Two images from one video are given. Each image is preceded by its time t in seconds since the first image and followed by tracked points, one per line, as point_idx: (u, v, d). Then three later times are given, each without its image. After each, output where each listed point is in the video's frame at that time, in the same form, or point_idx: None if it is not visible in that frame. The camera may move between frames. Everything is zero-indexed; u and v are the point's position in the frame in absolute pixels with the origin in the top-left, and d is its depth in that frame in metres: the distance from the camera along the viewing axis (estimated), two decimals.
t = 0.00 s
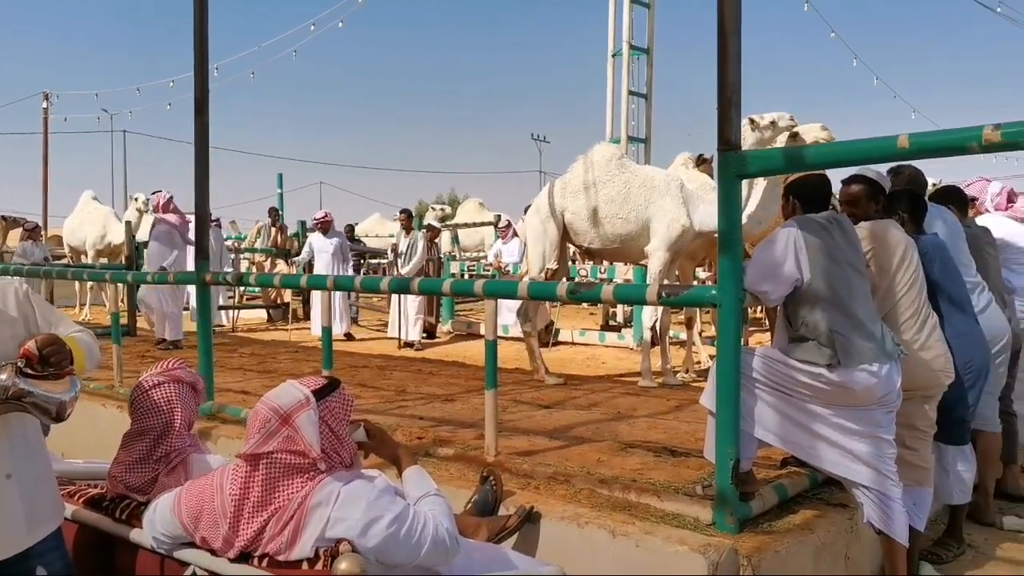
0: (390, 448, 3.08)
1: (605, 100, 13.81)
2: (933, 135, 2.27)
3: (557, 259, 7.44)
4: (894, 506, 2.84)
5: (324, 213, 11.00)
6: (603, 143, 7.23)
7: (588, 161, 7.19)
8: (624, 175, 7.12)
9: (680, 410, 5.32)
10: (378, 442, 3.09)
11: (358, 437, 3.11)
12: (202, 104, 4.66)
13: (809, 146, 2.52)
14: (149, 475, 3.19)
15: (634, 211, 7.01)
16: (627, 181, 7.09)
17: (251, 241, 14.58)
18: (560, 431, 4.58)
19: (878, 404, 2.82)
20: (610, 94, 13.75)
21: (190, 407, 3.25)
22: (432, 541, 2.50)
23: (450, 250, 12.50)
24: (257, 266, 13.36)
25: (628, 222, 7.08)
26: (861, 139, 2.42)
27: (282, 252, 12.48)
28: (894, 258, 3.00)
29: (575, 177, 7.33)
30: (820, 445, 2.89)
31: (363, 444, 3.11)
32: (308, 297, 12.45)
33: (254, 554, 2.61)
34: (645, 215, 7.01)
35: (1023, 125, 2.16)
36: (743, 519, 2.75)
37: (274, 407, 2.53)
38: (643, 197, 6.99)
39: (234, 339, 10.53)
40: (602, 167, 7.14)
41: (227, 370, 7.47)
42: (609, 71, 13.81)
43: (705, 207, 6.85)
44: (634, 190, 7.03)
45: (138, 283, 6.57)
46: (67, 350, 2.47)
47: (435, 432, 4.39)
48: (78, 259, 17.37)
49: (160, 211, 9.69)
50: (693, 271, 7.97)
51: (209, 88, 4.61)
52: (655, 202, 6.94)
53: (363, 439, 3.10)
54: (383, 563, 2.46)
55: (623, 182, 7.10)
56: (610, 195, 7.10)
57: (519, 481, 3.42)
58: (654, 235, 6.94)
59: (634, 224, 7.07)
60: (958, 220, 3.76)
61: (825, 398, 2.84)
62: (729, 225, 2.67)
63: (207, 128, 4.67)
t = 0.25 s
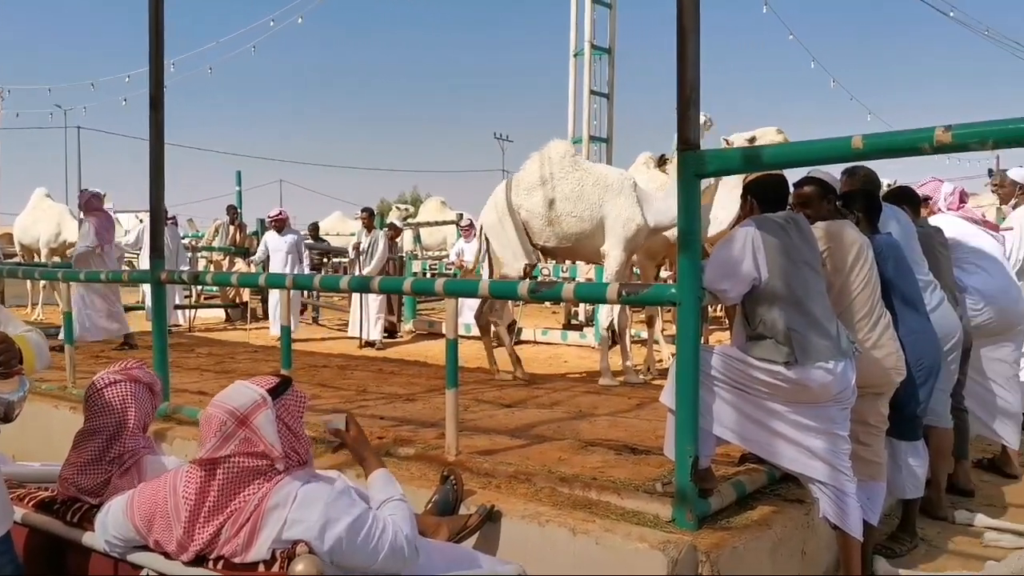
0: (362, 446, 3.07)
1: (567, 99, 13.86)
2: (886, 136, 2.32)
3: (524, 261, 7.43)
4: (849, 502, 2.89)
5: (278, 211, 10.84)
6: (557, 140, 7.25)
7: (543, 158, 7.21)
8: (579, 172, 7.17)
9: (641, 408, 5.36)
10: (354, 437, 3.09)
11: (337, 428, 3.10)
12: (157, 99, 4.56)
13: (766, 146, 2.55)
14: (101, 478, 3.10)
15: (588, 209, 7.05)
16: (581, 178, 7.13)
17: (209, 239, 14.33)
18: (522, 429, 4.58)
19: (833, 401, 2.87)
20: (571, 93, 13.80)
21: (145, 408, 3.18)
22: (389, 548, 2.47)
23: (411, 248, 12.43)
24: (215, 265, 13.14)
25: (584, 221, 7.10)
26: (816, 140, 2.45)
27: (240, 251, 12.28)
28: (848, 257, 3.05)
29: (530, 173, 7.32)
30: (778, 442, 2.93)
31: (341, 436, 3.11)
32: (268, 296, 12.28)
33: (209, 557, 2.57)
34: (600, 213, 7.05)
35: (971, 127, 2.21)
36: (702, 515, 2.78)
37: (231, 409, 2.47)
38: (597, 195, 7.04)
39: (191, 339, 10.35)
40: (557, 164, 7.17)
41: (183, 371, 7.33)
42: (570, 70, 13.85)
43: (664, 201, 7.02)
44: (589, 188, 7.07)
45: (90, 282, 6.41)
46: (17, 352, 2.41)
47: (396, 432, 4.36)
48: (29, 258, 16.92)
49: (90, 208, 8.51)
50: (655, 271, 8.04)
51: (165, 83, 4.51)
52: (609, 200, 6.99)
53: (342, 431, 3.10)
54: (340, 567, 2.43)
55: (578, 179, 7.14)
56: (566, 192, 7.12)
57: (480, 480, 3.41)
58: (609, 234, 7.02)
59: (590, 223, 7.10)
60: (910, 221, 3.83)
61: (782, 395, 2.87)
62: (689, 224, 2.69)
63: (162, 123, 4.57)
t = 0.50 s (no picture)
0: (357, 444, 2.99)
1: (541, 100, 13.87)
2: (855, 139, 2.34)
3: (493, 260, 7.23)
4: (819, 501, 2.91)
5: (248, 210, 10.72)
6: (526, 140, 7.23)
7: (513, 157, 7.14)
8: (549, 172, 7.18)
9: (614, 408, 5.38)
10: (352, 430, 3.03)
11: (340, 419, 3.06)
12: (127, 96, 4.49)
13: (738, 148, 2.56)
14: (68, 482, 3.05)
15: (562, 208, 7.08)
16: (552, 178, 7.15)
17: (179, 238, 14.14)
18: (496, 430, 4.58)
19: (804, 401, 2.89)
20: (546, 94, 13.81)
21: (115, 410, 3.12)
22: (359, 558, 2.42)
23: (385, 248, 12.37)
24: (186, 264, 12.98)
25: (558, 221, 7.12)
26: (787, 142, 2.47)
27: (212, 250, 12.14)
28: (818, 258, 3.09)
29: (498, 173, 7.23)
30: (749, 441, 2.95)
31: (343, 427, 3.06)
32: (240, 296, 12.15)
33: (179, 561, 2.53)
34: (573, 212, 7.12)
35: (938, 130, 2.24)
36: (674, 515, 2.79)
37: (207, 412, 2.41)
38: (570, 195, 7.10)
39: (161, 340, 10.21)
40: (527, 164, 7.13)
41: (153, 372, 7.22)
42: (545, 70, 13.86)
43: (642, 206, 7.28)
44: (562, 188, 7.11)
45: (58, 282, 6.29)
46: None
47: (369, 433, 4.33)
48: None
49: (29, 202, 8.54)
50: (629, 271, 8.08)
51: (134, 80, 4.44)
52: (582, 200, 7.08)
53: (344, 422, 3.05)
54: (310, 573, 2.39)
55: (550, 179, 7.14)
56: (539, 192, 7.10)
57: (453, 482, 3.40)
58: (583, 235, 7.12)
59: (563, 222, 7.13)
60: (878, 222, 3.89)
61: (753, 395, 2.90)
62: (662, 225, 2.70)
63: (132, 121, 4.49)
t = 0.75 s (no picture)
0: (359, 445, 2.84)
1: (528, 101, 13.87)
2: (840, 142, 2.36)
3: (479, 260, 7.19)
4: (805, 502, 2.92)
5: (231, 211, 10.66)
6: (509, 141, 7.25)
7: (495, 158, 7.18)
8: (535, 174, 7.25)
9: (601, 409, 5.38)
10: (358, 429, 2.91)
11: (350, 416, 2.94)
12: (112, 97, 4.45)
13: (724, 150, 2.57)
14: (52, 485, 3.02)
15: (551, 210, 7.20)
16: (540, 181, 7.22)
17: (165, 239, 14.04)
18: (483, 432, 4.57)
19: (789, 402, 2.90)
20: (533, 95, 13.81)
21: (99, 413, 3.10)
22: (343, 567, 2.39)
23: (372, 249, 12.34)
24: (171, 265, 12.89)
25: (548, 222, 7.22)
26: (773, 145, 2.48)
27: (197, 251, 12.07)
28: (804, 259, 3.10)
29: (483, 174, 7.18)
30: (735, 443, 2.96)
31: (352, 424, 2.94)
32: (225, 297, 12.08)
33: (163, 565, 2.51)
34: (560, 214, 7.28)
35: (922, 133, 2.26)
36: (660, 517, 2.79)
37: (193, 413, 2.40)
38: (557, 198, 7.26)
39: (146, 341, 10.13)
40: (512, 165, 7.17)
41: (138, 374, 7.17)
42: (532, 72, 13.86)
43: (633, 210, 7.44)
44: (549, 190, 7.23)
45: (41, 284, 6.23)
46: None
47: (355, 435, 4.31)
48: None
49: None
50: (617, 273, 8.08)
51: (119, 81, 4.41)
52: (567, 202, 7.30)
53: (352, 421, 2.93)
54: None
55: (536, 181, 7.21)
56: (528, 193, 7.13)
57: (440, 484, 3.39)
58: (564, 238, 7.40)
59: (552, 223, 7.24)
60: (863, 225, 3.92)
61: (739, 397, 2.91)
62: (649, 227, 2.71)
63: (116, 122, 4.46)
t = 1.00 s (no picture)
0: (354, 446, 2.75)
1: (517, 104, 13.88)
2: (826, 147, 2.37)
3: (473, 261, 7.19)
4: (792, 504, 2.93)
5: (213, 213, 10.61)
6: (492, 145, 7.29)
7: (485, 161, 7.19)
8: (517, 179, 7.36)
9: (590, 412, 5.39)
10: (356, 429, 2.79)
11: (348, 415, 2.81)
12: (98, 100, 4.42)
13: (712, 154, 2.58)
14: (37, 490, 2.99)
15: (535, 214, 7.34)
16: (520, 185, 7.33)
17: (152, 242, 13.96)
18: (472, 435, 4.56)
19: (777, 405, 2.91)
20: (522, 98, 13.83)
21: (85, 417, 3.08)
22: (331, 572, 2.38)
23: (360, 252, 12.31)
24: (159, 268, 12.82)
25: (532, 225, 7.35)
26: (760, 149, 2.49)
27: (185, 254, 12.00)
28: (790, 262, 3.11)
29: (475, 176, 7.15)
30: (723, 446, 2.96)
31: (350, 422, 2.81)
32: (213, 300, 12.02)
33: (149, 571, 2.49)
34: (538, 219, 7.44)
35: (907, 137, 2.28)
36: (649, 520, 2.79)
37: (178, 418, 2.39)
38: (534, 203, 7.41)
39: (133, 345, 10.06)
40: (501, 169, 7.21)
41: (124, 378, 7.12)
42: (521, 75, 13.88)
43: (623, 212, 7.45)
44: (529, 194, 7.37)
45: (27, 287, 6.19)
46: None
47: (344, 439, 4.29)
48: None
49: None
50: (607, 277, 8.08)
51: (106, 83, 4.38)
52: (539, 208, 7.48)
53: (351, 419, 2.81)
54: None
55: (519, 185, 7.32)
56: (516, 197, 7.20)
57: (428, 487, 3.38)
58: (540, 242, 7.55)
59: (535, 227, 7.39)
60: (850, 228, 3.94)
61: (727, 399, 2.91)
62: (637, 230, 2.71)
63: (103, 125, 4.43)
